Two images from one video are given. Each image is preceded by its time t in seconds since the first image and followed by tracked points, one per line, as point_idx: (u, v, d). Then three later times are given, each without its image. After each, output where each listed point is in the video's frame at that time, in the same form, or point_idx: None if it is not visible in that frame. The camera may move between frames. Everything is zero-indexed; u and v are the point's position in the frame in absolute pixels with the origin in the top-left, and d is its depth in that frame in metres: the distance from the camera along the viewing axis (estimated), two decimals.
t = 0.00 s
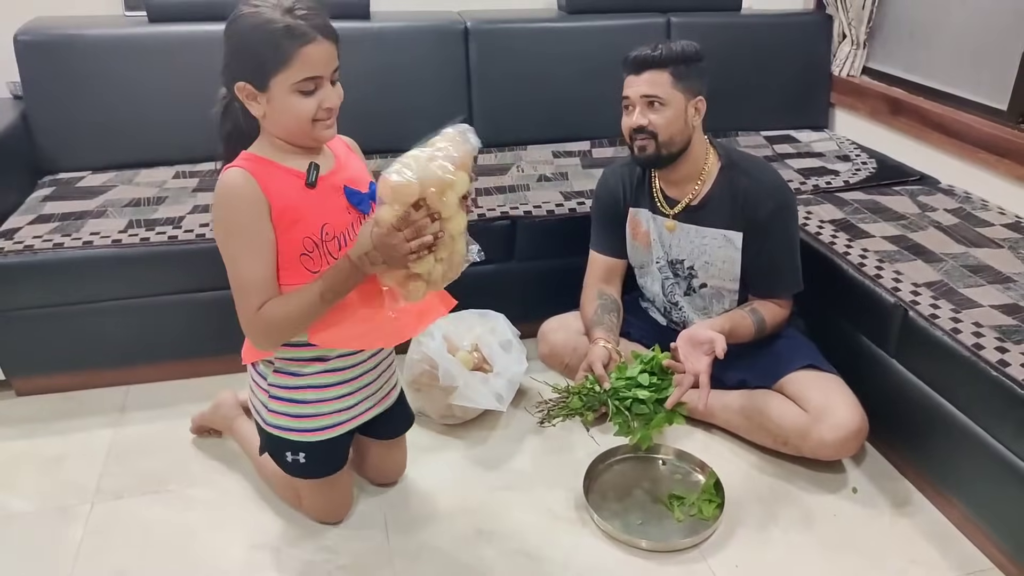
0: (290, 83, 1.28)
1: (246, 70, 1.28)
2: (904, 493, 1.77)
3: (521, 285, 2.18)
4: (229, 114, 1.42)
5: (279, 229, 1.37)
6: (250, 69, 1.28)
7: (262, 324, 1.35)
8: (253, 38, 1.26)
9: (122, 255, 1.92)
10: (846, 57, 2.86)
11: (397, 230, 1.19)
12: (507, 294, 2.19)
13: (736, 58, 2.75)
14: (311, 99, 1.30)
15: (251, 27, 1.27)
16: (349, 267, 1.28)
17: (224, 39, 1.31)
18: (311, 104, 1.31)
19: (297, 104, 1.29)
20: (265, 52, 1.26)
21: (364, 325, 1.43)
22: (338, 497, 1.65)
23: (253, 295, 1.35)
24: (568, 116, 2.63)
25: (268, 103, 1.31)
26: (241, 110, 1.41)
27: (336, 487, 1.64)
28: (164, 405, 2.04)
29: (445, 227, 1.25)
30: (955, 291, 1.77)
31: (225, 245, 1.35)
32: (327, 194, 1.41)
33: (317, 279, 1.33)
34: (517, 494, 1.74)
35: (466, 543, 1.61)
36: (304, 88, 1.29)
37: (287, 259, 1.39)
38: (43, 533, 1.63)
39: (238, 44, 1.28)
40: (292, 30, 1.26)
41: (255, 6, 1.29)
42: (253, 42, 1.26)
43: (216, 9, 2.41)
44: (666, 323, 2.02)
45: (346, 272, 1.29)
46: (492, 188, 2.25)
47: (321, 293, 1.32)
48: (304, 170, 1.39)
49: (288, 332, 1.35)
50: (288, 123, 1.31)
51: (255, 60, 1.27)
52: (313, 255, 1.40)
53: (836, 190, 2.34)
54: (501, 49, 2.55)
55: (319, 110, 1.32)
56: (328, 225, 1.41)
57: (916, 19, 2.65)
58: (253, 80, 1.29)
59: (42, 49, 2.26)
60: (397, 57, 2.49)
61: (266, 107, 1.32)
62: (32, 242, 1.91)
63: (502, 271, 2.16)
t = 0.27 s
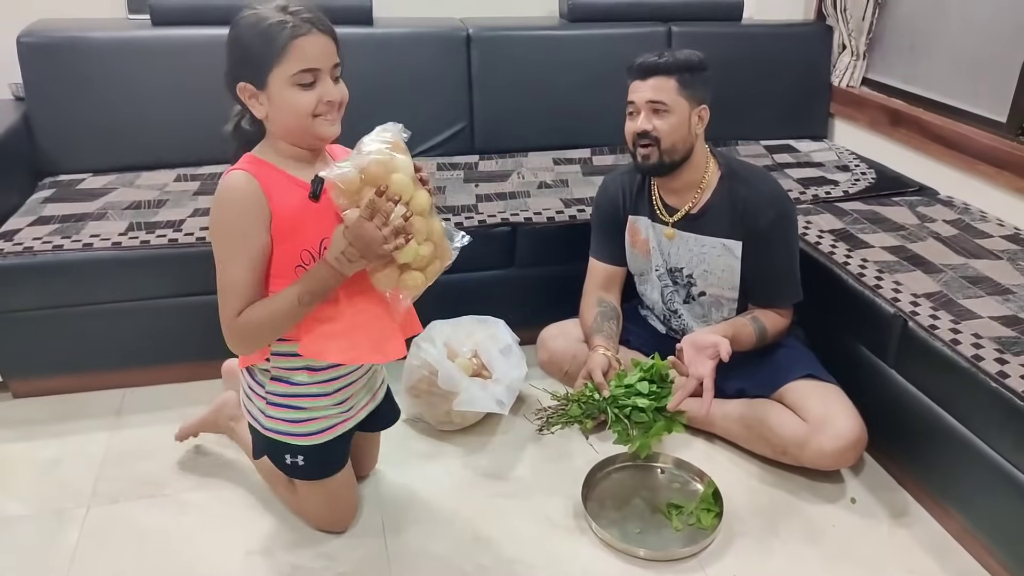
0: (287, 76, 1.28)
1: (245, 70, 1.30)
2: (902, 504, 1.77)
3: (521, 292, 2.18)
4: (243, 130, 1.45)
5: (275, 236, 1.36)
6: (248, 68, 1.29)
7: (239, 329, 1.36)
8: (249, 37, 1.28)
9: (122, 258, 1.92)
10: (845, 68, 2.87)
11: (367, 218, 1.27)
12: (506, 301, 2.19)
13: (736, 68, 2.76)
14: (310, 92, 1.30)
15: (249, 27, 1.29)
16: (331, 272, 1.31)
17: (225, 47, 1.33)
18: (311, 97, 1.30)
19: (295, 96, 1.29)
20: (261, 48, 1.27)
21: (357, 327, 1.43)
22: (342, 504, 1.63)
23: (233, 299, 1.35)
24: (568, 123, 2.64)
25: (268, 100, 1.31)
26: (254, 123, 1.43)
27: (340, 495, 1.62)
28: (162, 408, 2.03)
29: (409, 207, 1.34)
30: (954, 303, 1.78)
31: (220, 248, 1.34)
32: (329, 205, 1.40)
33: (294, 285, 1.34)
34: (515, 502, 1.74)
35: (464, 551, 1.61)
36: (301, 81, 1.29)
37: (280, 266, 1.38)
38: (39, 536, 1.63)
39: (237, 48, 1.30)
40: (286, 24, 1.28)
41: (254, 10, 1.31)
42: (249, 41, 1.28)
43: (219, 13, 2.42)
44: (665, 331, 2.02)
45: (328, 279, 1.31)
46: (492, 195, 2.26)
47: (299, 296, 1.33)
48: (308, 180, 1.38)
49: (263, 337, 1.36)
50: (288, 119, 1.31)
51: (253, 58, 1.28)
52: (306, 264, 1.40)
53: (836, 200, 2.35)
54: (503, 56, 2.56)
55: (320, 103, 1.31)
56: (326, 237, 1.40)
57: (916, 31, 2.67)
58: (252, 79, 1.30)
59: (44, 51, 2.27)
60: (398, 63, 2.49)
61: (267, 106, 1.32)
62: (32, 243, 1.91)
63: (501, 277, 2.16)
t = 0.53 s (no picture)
0: (327, 78, 1.34)
1: (285, 76, 1.33)
2: (899, 514, 1.77)
3: (518, 299, 2.19)
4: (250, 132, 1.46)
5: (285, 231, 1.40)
6: (289, 75, 1.33)
7: (244, 318, 1.41)
8: (287, 45, 1.32)
9: (121, 261, 1.92)
10: (843, 78, 2.87)
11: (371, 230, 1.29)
12: (504, 308, 2.19)
13: (735, 77, 2.77)
14: (346, 92, 1.37)
15: (281, 34, 1.32)
16: (331, 277, 1.35)
17: (244, 55, 1.35)
18: (344, 97, 1.37)
19: (337, 97, 1.36)
20: (297, 53, 1.32)
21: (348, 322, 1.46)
22: (341, 491, 1.65)
23: (239, 289, 1.40)
24: (567, 131, 2.65)
25: (309, 105, 1.36)
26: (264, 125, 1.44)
27: (339, 481, 1.64)
28: (159, 413, 2.03)
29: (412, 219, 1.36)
30: (952, 313, 1.78)
31: (229, 240, 1.38)
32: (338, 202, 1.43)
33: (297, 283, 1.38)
34: (512, 509, 1.74)
35: (460, 557, 1.60)
36: (338, 82, 1.36)
37: (289, 261, 1.42)
38: (34, 539, 1.62)
39: (272, 56, 1.32)
40: (318, 28, 1.34)
41: (276, 15, 1.34)
42: (289, 49, 1.32)
43: (220, 18, 2.42)
44: (663, 338, 2.02)
45: (328, 282, 1.35)
46: (491, 202, 2.26)
47: (300, 295, 1.37)
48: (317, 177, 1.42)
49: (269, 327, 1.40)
50: (326, 120, 1.37)
51: (288, 62, 1.32)
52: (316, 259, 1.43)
53: (834, 209, 2.36)
54: (502, 63, 2.57)
55: (352, 102, 1.39)
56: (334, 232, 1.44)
57: (915, 42, 2.68)
58: (292, 84, 1.34)
59: (46, 55, 2.27)
60: (398, 69, 2.50)
61: (304, 109, 1.36)
62: (31, 246, 1.91)
63: (500, 284, 2.16)
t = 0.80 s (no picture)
0: (336, 72, 1.40)
1: (297, 63, 1.38)
2: (898, 524, 1.77)
3: (518, 306, 2.19)
4: (256, 121, 1.51)
5: (288, 220, 1.44)
6: (300, 62, 1.38)
7: (242, 302, 1.45)
8: (303, 34, 1.38)
9: (122, 266, 1.92)
10: (842, 88, 2.88)
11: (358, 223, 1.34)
12: (504, 315, 2.19)
13: (735, 87, 2.78)
14: (353, 88, 1.43)
15: (297, 26, 1.39)
16: (320, 265, 1.39)
17: (258, 46, 1.41)
18: (351, 93, 1.43)
19: (344, 91, 1.41)
20: (310, 46, 1.38)
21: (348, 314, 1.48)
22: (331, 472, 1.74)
23: (240, 274, 1.45)
24: (568, 139, 2.66)
25: (316, 94, 1.40)
26: (272, 116, 1.49)
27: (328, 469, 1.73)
28: (158, 417, 2.03)
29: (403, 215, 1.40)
30: (951, 323, 1.79)
31: (233, 226, 1.42)
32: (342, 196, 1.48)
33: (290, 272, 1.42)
34: (511, 516, 1.74)
35: (459, 564, 1.60)
36: (347, 77, 1.42)
37: (291, 249, 1.46)
38: (33, 543, 1.62)
39: (286, 43, 1.38)
40: (334, 25, 1.41)
41: (292, 12, 1.41)
42: (304, 37, 1.38)
43: (222, 24, 2.43)
44: (662, 347, 2.02)
45: (319, 272, 1.40)
46: (491, 209, 2.27)
47: (291, 284, 1.41)
48: (322, 168, 1.47)
49: (265, 311, 1.44)
50: (332, 112, 1.42)
51: (301, 53, 1.38)
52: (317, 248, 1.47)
53: (833, 219, 2.36)
54: (503, 71, 2.58)
55: (357, 99, 1.44)
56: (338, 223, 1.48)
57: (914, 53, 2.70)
58: (301, 74, 1.39)
59: (49, 60, 2.28)
60: (400, 77, 2.51)
61: (310, 100, 1.41)
62: (32, 250, 1.91)
63: (499, 291, 2.17)
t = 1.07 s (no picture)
0: (337, 76, 1.43)
1: (299, 63, 1.41)
2: (896, 534, 1.77)
3: (516, 316, 2.20)
4: (254, 133, 1.52)
5: (281, 236, 1.45)
6: (302, 63, 1.41)
7: (236, 318, 1.46)
8: (306, 38, 1.42)
9: (120, 276, 1.92)
10: (838, 99, 2.92)
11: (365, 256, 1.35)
12: (502, 325, 2.20)
13: (731, 98, 2.79)
14: (351, 94, 1.45)
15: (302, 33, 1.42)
16: (317, 291, 1.39)
17: (263, 53, 1.45)
18: (351, 99, 1.45)
19: (343, 94, 1.43)
20: (313, 52, 1.41)
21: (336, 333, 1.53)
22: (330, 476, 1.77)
23: (233, 290, 1.46)
24: (565, 150, 2.67)
25: (315, 94, 1.42)
26: (269, 128, 1.50)
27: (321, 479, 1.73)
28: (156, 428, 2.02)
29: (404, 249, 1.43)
30: (947, 333, 1.80)
31: (226, 240, 1.43)
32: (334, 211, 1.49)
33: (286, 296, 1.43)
34: (510, 527, 1.74)
35: None
36: (347, 83, 1.44)
37: (283, 265, 1.47)
38: (30, 554, 1.62)
39: (290, 47, 1.41)
40: (339, 36, 1.44)
41: (299, 26, 1.45)
42: (307, 41, 1.41)
43: (221, 35, 2.44)
44: (660, 357, 2.03)
45: (314, 298, 1.40)
46: (489, 219, 2.27)
47: (287, 308, 1.42)
48: (315, 184, 1.48)
49: (258, 330, 1.45)
50: (331, 115, 1.43)
51: (304, 57, 1.41)
52: (309, 265, 1.48)
53: (829, 229, 2.37)
54: (500, 82, 2.59)
55: (356, 106, 1.46)
56: (329, 238, 1.49)
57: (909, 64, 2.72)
58: (303, 72, 1.41)
59: (48, 70, 2.29)
60: (398, 88, 2.52)
61: (310, 101, 1.43)
62: (31, 261, 1.91)
63: (497, 301, 2.17)
